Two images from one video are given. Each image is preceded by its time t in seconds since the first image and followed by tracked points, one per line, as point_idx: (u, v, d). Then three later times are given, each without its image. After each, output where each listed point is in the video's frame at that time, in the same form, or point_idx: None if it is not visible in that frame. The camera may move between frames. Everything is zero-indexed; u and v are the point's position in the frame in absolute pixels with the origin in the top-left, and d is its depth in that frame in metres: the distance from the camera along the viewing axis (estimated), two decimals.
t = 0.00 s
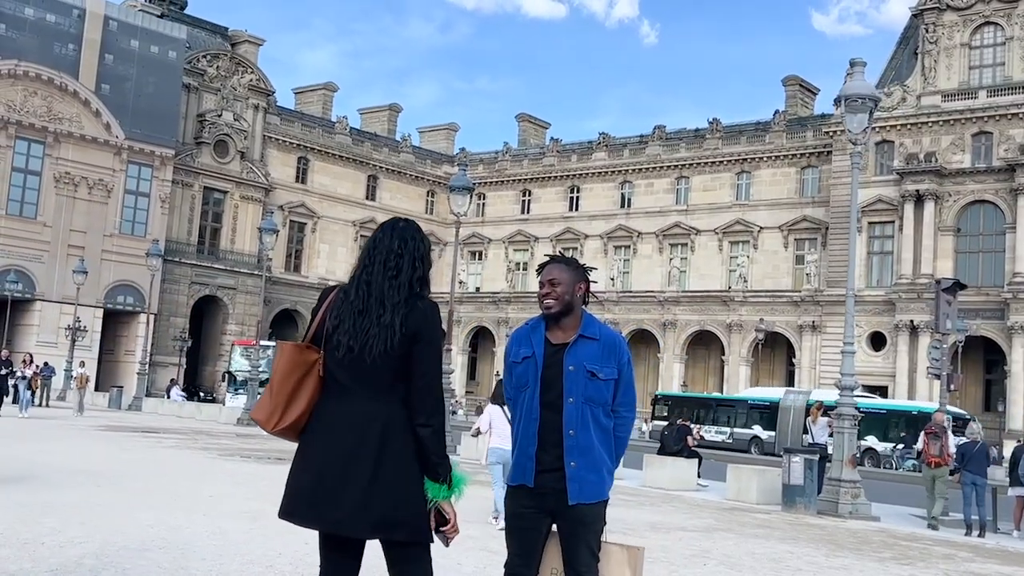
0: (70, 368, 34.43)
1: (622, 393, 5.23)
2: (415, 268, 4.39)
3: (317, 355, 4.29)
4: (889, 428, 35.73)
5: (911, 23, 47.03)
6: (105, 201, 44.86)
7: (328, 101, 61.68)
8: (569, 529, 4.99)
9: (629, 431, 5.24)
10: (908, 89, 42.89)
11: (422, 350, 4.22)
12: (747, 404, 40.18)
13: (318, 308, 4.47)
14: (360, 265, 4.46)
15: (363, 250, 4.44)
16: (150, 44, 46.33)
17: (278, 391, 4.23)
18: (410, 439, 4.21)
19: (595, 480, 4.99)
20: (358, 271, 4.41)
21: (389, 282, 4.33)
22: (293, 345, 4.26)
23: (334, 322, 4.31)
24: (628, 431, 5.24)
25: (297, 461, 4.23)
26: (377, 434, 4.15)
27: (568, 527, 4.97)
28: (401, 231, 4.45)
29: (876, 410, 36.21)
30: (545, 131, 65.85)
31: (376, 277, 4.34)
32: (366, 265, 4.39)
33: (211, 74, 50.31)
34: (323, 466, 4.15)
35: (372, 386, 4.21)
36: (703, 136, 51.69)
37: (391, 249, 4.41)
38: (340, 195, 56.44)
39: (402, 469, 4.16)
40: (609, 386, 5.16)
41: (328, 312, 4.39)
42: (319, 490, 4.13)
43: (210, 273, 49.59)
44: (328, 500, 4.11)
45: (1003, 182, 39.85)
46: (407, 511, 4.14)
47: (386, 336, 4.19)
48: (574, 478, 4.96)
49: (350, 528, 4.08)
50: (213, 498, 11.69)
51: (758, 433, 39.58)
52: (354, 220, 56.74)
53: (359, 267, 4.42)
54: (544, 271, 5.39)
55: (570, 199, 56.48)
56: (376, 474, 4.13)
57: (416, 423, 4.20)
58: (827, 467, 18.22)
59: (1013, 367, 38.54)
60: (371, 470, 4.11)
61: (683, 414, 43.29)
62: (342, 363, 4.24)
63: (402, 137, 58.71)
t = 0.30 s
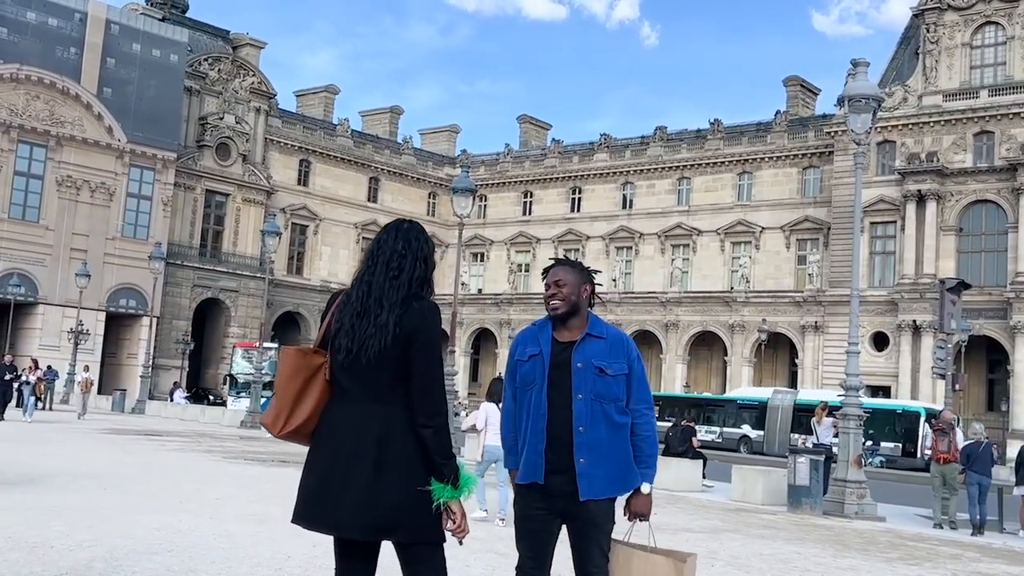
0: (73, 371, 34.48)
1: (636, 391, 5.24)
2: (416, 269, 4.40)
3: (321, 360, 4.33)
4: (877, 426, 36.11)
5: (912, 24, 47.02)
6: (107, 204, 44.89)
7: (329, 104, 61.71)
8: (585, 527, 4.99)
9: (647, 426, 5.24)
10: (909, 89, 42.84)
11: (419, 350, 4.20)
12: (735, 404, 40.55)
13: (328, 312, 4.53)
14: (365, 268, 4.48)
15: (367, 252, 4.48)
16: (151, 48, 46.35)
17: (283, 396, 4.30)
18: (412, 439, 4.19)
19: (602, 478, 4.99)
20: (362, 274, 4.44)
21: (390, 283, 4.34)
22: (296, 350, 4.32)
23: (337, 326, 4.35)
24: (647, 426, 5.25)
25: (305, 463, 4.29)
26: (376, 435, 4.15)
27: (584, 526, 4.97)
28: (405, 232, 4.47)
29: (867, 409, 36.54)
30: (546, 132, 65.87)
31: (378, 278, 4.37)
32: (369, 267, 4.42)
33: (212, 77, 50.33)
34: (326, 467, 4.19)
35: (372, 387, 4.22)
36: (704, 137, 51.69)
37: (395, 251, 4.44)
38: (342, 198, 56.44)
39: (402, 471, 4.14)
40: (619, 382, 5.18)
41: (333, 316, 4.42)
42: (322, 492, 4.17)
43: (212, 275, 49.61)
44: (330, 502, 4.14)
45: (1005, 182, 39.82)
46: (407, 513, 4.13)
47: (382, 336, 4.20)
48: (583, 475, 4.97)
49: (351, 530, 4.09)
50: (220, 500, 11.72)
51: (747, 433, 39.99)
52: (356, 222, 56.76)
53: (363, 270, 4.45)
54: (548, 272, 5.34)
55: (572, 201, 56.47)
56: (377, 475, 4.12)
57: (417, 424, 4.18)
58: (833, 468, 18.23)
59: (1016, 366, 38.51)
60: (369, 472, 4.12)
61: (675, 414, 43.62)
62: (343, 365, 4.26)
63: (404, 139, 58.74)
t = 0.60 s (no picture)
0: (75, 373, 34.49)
1: (639, 391, 5.21)
2: (449, 273, 4.43)
3: (352, 364, 4.35)
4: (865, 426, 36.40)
5: (914, 24, 47.01)
6: (110, 206, 44.96)
7: (331, 105, 61.75)
8: (590, 529, 4.98)
9: (650, 426, 5.16)
10: (911, 89, 42.82)
11: (448, 355, 4.22)
12: (724, 404, 41.02)
13: (359, 315, 4.54)
14: (396, 270, 4.50)
15: (399, 254, 4.50)
16: (153, 49, 46.41)
17: (314, 399, 4.34)
18: (441, 445, 4.21)
19: (603, 478, 5.00)
20: (392, 276, 4.46)
21: (424, 285, 4.37)
22: (327, 355, 4.34)
23: (366, 329, 4.38)
24: (651, 425, 5.18)
25: (336, 468, 4.33)
26: (404, 440, 4.18)
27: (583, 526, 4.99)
28: (439, 236, 4.50)
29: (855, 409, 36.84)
30: (548, 133, 65.88)
31: (410, 280, 4.39)
32: (401, 270, 4.43)
33: (214, 78, 50.32)
34: (355, 472, 4.21)
35: (402, 391, 4.25)
36: (706, 137, 51.69)
37: (431, 254, 4.45)
38: (345, 199, 56.46)
39: (430, 476, 4.16)
40: (624, 383, 5.17)
41: (364, 319, 4.45)
42: (353, 497, 4.19)
43: (214, 277, 49.64)
44: (360, 507, 4.17)
45: (1007, 182, 39.79)
46: (436, 519, 4.14)
47: (411, 339, 4.23)
48: (583, 475, 4.99)
49: (379, 535, 4.12)
50: (226, 502, 11.75)
51: (736, 432, 40.43)
52: (358, 223, 56.78)
53: (395, 271, 4.47)
54: (554, 277, 5.41)
55: (573, 201, 56.48)
56: (405, 480, 4.15)
57: (447, 430, 4.20)
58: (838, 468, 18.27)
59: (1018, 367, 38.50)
60: (399, 477, 4.14)
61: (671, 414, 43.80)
62: (372, 369, 4.29)
63: (406, 140, 58.78)
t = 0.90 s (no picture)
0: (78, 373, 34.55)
1: (662, 387, 5.28)
2: (496, 276, 4.49)
3: (398, 366, 4.37)
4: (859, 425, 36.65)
5: (916, 25, 47.06)
6: (112, 205, 45.01)
7: (333, 104, 61.78)
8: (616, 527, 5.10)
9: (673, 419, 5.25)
10: (914, 89, 42.83)
11: (497, 358, 4.29)
12: (714, 403, 41.38)
13: (401, 317, 4.57)
14: (440, 273, 4.54)
15: (444, 257, 4.54)
16: (156, 48, 46.49)
17: (361, 402, 4.35)
18: (488, 447, 4.28)
19: (629, 477, 5.10)
20: (438, 279, 4.49)
21: (472, 290, 4.42)
22: (375, 357, 4.37)
23: (413, 331, 4.40)
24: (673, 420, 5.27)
25: (382, 470, 4.36)
26: (453, 443, 4.24)
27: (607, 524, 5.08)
28: (485, 240, 4.54)
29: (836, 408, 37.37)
30: (550, 133, 65.90)
31: (457, 283, 4.43)
32: (448, 272, 4.47)
33: (217, 78, 50.36)
34: (403, 474, 4.27)
35: (450, 394, 4.30)
36: (708, 138, 51.71)
37: (478, 258, 4.50)
38: (347, 198, 56.50)
39: (479, 478, 4.23)
40: (646, 383, 5.25)
41: (408, 321, 4.47)
42: (401, 498, 4.25)
43: (217, 276, 49.69)
44: (407, 508, 4.22)
45: (1009, 182, 39.80)
46: (484, 521, 4.22)
47: (460, 342, 4.28)
48: (611, 477, 5.07)
49: (430, 537, 4.17)
50: (231, 501, 11.78)
51: (725, 430, 40.81)
52: (360, 222, 56.82)
53: (440, 274, 4.50)
54: (572, 280, 5.40)
55: (576, 202, 56.51)
56: (454, 483, 4.20)
57: (494, 433, 4.27)
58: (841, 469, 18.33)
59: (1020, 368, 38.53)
60: (447, 479, 4.20)
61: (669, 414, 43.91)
62: (419, 373, 4.33)
63: (408, 140, 58.83)
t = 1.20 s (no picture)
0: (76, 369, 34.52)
1: (683, 393, 5.31)
2: (533, 278, 4.48)
3: (432, 367, 4.38)
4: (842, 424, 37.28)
5: (916, 25, 47.09)
6: (112, 200, 44.98)
7: (333, 102, 61.76)
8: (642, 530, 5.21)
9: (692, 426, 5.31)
10: (914, 90, 42.87)
11: (536, 358, 4.30)
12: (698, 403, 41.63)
13: (434, 316, 4.56)
14: (474, 273, 4.51)
15: (480, 256, 4.49)
16: (156, 45, 46.47)
17: (395, 400, 4.35)
18: (527, 447, 4.29)
19: (647, 481, 5.24)
20: (473, 279, 4.47)
21: (511, 290, 4.41)
22: (409, 357, 4.35)
23: (449, 333, 4.38)
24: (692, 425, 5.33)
25: (415, 469, 4.36)
26: (493, 443, 4.24)
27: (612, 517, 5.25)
28: (520, 241, 4.52)
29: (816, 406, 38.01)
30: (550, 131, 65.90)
31: (494, 284, 4.41)
32: (484, 273, 4.44)
33: (217, 74, 50.34)
34: (440, 474, 4.26)
35: (489, 394, 4.30)
36: (708, 137, 51.73)
37: (514, 258, 4.48)
38: (346, 196, 56.50)
39: (519, 477, 4.24)
40: (664, 388, 5.30)
41: (443, 321, 4.46)
42: (436, 498, 4.25)
43: (216, 273, 49.66)
44: (447, 509, 4.22)
45: (1008, 183, 39.84)
46: (525, 520, 4.23)
47: (501, 341, 4.28)
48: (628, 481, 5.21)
49: (468, 536, 4.17)
50: (230, 497, 11.78)
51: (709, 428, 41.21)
52: (359, 220, 56.82)
53: (475, 274, 4.47)
54: (599, 282, 5.36)
55: (575, 200, 56.54)
56: (496, 482, 4.20)
57: (531, 431, 4.28)
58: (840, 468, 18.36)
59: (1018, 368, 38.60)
60: (489, 479, 4.21)
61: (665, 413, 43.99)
62: (457, 374, 4.33)
63: (408, 138, 58.84)
